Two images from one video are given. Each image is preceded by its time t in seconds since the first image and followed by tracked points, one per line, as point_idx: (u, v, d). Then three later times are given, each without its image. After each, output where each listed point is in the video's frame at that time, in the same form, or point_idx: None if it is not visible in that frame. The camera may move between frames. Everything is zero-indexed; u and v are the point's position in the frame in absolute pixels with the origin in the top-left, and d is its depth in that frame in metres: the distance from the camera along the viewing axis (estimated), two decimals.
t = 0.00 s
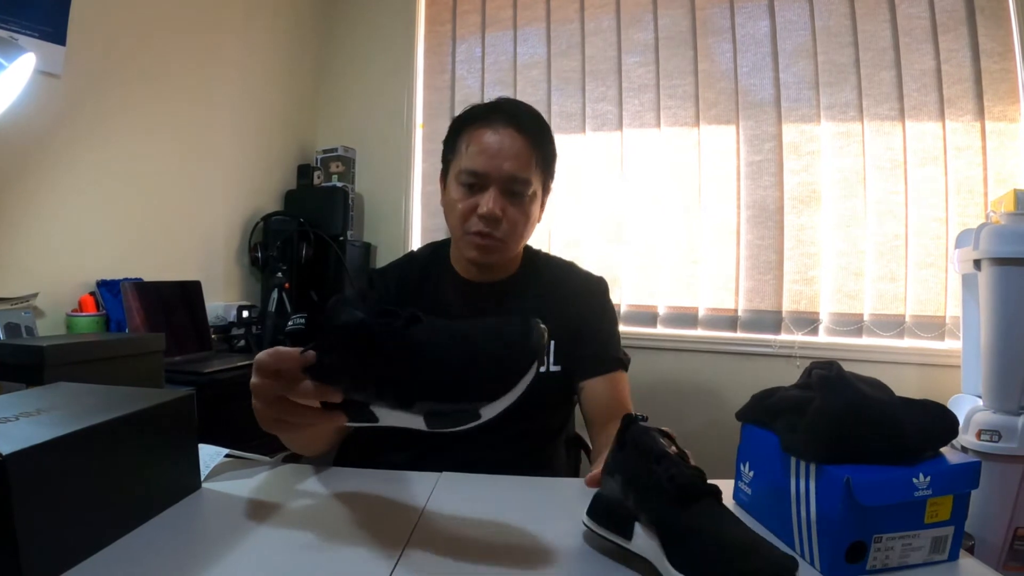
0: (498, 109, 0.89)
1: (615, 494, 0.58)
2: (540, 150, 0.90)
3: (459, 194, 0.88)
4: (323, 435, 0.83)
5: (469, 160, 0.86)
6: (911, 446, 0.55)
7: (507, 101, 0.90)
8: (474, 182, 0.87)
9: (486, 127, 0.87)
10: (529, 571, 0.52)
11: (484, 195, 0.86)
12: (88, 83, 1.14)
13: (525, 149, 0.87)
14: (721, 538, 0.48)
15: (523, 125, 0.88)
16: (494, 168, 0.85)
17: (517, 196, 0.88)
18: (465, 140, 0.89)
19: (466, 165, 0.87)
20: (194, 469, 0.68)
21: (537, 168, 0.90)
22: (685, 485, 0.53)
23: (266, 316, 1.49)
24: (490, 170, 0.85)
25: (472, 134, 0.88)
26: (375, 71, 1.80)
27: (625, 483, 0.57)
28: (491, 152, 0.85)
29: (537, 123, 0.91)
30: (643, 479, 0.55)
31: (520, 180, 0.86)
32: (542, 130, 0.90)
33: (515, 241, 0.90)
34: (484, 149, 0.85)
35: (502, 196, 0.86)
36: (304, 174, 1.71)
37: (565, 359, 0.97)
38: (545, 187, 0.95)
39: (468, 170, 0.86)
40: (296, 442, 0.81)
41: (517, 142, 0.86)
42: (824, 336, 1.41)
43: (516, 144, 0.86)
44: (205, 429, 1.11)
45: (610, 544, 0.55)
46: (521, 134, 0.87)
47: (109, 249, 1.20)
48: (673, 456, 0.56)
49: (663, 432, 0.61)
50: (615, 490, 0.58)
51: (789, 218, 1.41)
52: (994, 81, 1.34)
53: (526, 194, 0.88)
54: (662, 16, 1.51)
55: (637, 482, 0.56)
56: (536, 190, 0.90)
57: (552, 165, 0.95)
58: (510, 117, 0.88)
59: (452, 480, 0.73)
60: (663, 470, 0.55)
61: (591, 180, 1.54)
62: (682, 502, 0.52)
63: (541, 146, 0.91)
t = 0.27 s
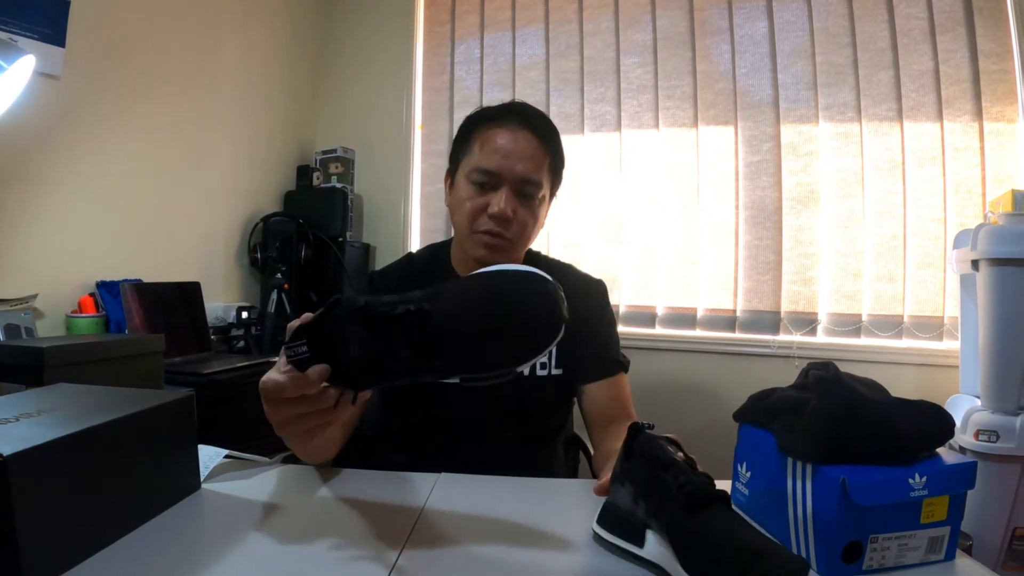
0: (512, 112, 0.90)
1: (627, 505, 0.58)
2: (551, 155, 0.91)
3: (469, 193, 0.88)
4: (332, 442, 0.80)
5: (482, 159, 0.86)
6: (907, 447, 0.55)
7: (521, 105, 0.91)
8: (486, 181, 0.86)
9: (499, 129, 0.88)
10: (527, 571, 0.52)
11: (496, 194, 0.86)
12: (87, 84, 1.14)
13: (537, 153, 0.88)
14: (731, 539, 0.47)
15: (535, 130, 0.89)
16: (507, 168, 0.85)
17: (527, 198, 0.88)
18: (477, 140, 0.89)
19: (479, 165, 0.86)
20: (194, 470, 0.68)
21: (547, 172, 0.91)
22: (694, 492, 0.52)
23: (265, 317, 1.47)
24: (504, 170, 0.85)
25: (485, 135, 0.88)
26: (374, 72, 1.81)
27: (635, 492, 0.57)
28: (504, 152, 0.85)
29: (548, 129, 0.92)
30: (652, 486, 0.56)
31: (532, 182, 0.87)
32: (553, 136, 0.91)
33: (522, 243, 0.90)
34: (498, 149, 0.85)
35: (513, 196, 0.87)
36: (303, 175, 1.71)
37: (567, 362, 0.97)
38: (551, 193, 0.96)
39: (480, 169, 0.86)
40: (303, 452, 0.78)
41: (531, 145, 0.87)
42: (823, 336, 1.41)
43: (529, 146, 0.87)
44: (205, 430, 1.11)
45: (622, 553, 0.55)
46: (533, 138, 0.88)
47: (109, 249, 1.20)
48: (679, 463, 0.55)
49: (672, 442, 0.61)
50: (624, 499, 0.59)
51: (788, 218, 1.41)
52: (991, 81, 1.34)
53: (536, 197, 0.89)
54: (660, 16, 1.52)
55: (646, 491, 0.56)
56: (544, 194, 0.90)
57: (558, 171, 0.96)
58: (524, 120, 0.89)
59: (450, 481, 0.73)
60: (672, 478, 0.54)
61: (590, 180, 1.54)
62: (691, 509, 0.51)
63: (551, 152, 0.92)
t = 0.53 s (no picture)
0: (522, 114, 0.90)
1: (628, 503, 0.59)
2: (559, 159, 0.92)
3: (479, 195, 0.88)
4: (337, 433, 0.84)
5: (492, 160, 0.86)
6: (908, 447, 0.55)
7: (530, 107, 0.91)
8: (496, 183, 0.86)
9: (509, 130, 0.88)
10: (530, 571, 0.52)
11: (507, 196, 0.86)
12: (88, 85, 1.14)
13: (547, 156, 0.88)
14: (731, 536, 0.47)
15: (546, 134, 0.89)
16: (517, 171, 0.85)
17: (536, 202, 0.88)
18: (487, 142, 0.89)
19: (489, 166, 0.86)
20: (196, 471, 0.68)
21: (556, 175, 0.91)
22: (694, 489, 0.53)
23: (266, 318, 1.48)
24: (515, 172, 0.85)
25: (495, 136, 0.88)
26: (375, 73, 1.81)
27: (636, 490, 0.58)
28: (515, 155, 0.86)
29: (558, 133, 0.92)
30: (652, 483, 0.56)
31: (542, 185, 0.87)
32: (561, 139, 0.92)
33: (530, 246, 0.90)
34: (509, 151, 0.85)
35: (523, 199, 0.87)
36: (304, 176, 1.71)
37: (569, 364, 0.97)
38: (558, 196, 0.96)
39: (491, 171, 0.86)
40: (306, 444, 0.83)
41: (541, 148, 0.87)
42: (823, 337, 1.41)
43: (539, 149, 0.87)
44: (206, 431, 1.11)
45: (625, 554, 0.55)
46: (544, 141, 0.88)
47: (110, 250, 1.20)
48: (682, 463, 0.56)
49: (673, 443, 0.62)
50: (626, 497, 0.59)
51: (788, 219, 1.42)
52: (991, 82, 1.34)
53: (545, 200, 0.89)
54: (660, 17, 1.52)
55: (646, 488, 0.57)
56: (552, 197, 0.91)
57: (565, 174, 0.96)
58: (534, 123, 0.89)
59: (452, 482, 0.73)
60: (672, 476, 0.55)
61: (590, 181, 1.54)
62: (691, 507, 0.52)
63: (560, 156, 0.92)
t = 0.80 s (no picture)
0: (523, 116, 0.90)
1: (621, 496, 0.58)
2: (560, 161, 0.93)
3: (480, 197, 0.88)
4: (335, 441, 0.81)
5: (494, 162, 0.87)
6: (903, 447, 0.56)
7: (531, 109, 0.91)
8: (498, 185, 0.87)
9: (511, 132, 0.88)
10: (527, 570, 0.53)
11: (509, 199, 0.87)
12: (88, 87, 1.14)
13: (549, 158, 0.89)
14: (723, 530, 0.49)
15: (548, 136, 0.90)
16: (520, 173, 0.86)
17: (537, 204, 0.89)
18: (488, 143, 0.89)
19: (491, 168, 0.87)
20: (197, 471, 0.68)
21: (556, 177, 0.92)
22: (686, 483, 0.54)
23: (266, 318, 1.48)
24: (517, 175, 0.86)
25: (496, 138, 0.88)
26: (374, 74, 1.81)
27: (633, 483, 0.58)
28: (517, 157, 0.86)
29: (559, 135, 0.93)
30: (649, 476, 0.56)
31: (544, 188, 0.88)
32: (562, 142, 0.93)
33: (530, 247, 0.91)
34: (511, 154, 0.86)
35: (525, 201, 0.87)
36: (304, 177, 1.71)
37: (567, 366, 0.98)
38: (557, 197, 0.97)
39: (493, 173, 0.86)
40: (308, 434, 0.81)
41: (543, 150, 0.88)
42: (821, 337, 1.42)
43: (541, 151, 0.88)
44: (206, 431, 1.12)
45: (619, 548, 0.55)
46: (545, 143, 0.89)
47: (110, 251, 1.20)
48: (675, 457, 0.57)
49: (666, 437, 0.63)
50: (620, 491, 0.59)
51: (787, 220, 1.42)
52: (989, 83, 1.34)
53: (546, 202, 0.90)
54: (659, 18, 1.52)
55: (643, 482, 0.57)
56: (552, 200, 0.92)
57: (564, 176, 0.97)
58: (535, 125, 0.89)
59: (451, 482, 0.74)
60: (665, 469, 0.56)
61: (590, 182, 1.55)
62: (683, 500, 0.53)
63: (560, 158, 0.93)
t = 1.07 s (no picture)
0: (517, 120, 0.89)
1: (619, 504, 0.59)
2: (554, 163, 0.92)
3: (477, 202, 0.87)
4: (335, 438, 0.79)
5: (491, 167, 0.86)
6: (898, 447, 0.56)
7: (525, 111, 0.90)
8: (495, 190, 0.86)
9: (506, 136, 0.87)
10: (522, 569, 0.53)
11: (506, 204, 0.86)
12: (87, 88, 1.14)
13: (544, 161, 0.88)
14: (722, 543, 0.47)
15: (542, 139, 0.89)
16: (517, 178, 0.85)
17: (534, 207, 0.89)
18: (482, 147, 0.88)
19: (487, 173, 0.86)
20: (195, 471, 0.69)
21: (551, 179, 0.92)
22: (684, 498, 0.52)
23: (265, 319, 1.48)
24: (515, 180, 0.85)
25: (491, 142, 0.87)
26: (373, 75, 1.81)
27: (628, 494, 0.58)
28: (514, 162, 0.85)
29: (551, 136, 0.92)
30: (644, 488, 0.56)
31: (540, 191, 0.88)
32: (556, 143, 0.92)
33: (528, 250, 0.91)
34: (507, 158, 0.85)
35: (522, 205, 0.87)
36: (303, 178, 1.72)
37: (563, 366, 0.98)
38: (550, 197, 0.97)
39: (490, 178, 0.85)
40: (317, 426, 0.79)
41: (539, 154, 0.87)
42: (819, 337, 1.42)
43: (537, 154, 0.87)
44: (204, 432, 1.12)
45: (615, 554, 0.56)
46: (540, 146, 0.88)
47: (110, 251, 1.21)
48: (670, 468, 0.56)
49: (664, 444, 0.62)
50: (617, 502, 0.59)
51: (784, 220, 1.42)
52: (987, 83, 1.35)
53: (542, 205, 0.90)
54: (657, 19, 1.52)
55: (638, 495, 0.57)
56: (547, 202, 0.92)
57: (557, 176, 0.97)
58: (529, 128, 0.89)
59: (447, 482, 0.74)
60: (663, 484, 0.54)
61: (588, 183, 1.55)
62: (682, 516, 0.51)
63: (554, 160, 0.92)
